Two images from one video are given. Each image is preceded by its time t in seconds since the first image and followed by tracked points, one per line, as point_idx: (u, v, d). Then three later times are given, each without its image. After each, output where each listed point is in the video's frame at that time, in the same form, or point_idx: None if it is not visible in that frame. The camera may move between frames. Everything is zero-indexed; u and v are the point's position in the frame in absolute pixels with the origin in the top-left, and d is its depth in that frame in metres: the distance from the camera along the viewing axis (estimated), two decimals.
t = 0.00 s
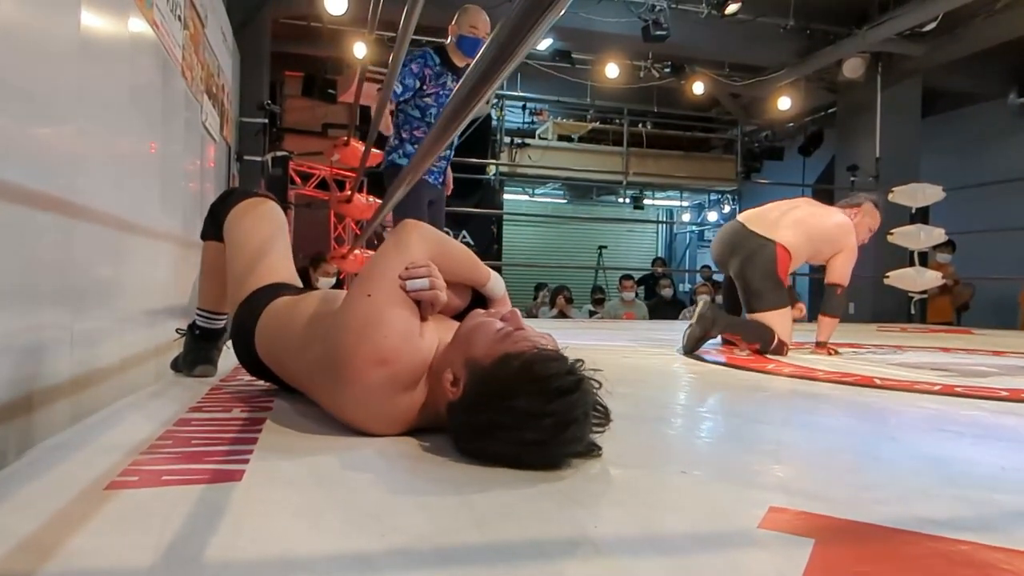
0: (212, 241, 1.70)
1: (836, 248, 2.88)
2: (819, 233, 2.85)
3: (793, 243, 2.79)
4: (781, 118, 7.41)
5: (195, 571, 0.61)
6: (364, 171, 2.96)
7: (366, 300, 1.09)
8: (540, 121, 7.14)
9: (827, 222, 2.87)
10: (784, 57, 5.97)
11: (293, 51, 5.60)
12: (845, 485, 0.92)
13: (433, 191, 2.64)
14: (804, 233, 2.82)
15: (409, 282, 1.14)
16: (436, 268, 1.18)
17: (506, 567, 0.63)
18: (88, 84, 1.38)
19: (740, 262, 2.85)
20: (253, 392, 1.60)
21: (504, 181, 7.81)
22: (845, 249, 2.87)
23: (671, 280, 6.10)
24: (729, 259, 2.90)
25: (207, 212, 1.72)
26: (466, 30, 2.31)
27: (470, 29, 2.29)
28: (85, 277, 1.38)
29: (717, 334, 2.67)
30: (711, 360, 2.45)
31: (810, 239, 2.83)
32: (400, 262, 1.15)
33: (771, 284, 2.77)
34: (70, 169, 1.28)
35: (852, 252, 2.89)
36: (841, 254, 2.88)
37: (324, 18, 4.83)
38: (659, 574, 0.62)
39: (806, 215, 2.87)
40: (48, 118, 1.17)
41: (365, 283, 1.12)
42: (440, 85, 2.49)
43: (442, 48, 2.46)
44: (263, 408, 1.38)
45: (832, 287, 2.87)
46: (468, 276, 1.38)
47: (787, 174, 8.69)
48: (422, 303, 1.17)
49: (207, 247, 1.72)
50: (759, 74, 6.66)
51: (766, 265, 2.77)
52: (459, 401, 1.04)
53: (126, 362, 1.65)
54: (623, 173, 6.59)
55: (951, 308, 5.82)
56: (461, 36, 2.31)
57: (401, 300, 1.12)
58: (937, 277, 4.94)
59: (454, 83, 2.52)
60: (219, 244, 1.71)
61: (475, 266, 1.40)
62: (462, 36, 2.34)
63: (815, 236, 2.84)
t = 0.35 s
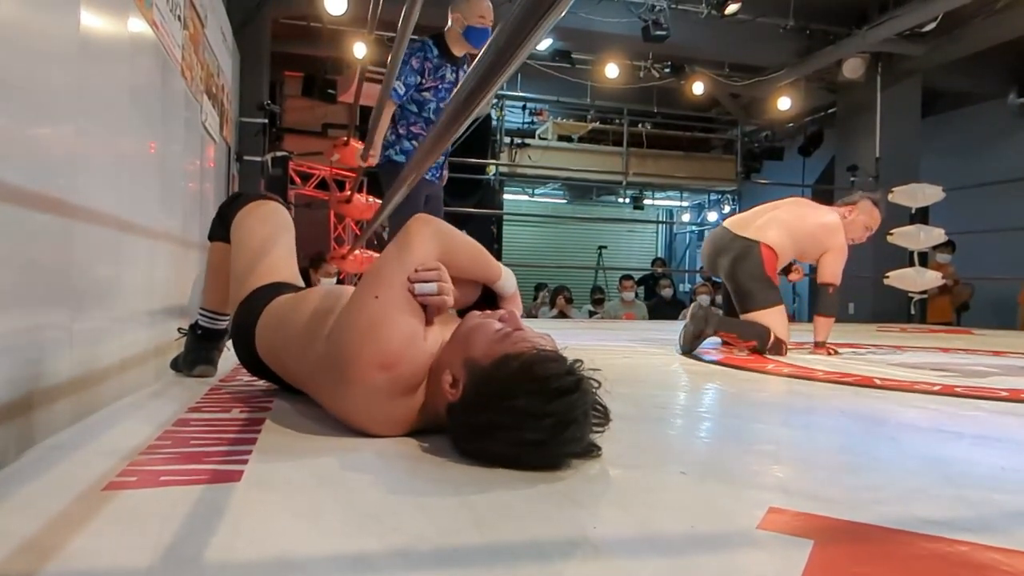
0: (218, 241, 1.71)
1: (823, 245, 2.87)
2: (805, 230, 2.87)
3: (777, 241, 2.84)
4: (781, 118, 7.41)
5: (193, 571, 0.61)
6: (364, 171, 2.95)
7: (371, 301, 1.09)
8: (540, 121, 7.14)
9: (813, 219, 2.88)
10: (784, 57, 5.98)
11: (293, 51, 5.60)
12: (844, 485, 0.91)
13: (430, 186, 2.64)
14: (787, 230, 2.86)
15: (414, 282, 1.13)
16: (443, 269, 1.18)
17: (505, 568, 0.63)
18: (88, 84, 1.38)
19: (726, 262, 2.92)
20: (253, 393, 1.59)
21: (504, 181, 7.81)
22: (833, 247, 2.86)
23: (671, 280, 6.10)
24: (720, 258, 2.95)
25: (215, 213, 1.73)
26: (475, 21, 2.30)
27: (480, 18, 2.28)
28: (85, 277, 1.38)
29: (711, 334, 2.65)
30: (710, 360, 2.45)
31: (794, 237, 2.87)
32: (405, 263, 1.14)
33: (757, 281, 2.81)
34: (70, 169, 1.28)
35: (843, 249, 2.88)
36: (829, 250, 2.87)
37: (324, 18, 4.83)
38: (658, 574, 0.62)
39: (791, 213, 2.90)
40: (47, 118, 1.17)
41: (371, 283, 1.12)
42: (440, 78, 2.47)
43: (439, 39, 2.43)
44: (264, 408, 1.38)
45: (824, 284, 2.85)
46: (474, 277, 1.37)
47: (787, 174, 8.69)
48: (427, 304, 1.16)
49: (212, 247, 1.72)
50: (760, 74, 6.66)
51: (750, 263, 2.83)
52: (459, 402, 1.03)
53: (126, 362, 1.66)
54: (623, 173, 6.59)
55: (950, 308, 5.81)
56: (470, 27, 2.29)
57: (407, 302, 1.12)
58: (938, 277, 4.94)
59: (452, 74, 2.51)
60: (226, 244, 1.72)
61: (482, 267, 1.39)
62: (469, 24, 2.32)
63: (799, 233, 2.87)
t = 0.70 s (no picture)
0: (221, 242, 1.72)
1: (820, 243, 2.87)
2: (801, 229, 2.88)
3: (774, 240, 2.84)
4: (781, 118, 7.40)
5: (191, 571, 0.61)
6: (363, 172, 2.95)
7: (370, 302, 1.09)
8: (540, 121, 7.14)
9: (810, 219, 2.88)
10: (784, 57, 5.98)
11: (293, 51, 5.60)
12: (841, 486, 0.91)
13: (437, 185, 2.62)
14: (783, 229, 2.87)
15: (415, 284, 1.13)
16: (444, 270, 1.17)
17: (504, 569, 0.63)
18: (87, 83, 1.38)
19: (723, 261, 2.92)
20: (252, 393, 1.59)
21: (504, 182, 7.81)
22: (830, 246, 2.86)
23: (671, 280, 6.10)
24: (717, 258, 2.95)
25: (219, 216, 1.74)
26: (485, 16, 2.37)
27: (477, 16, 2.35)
28: (84, 277, 1.38)
29: (711, 334, 2.65)
30: (709, 360, 2.45)
31: (790, 236, 2.87)
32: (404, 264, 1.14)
33: (754, 281, 2.80)
34: (70, 169, 1.28)
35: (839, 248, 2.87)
36: (826, 249, 2.86)
37: (324, 18, 4.83)
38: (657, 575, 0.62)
39: (787, 212, 2.90)
40: (47, 118, 1.17)
41: (371, 284, 1.11)
42: (445, 73, 2.47)
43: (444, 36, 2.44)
44: (263, 409, 1.38)
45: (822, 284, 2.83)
46: (473, 278, 1.37)
47: (787, 175, 8.69)
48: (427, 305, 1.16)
49: (215, 248, 1.73)
50: (760, 74, 6.65)
51: (747, 262, 2.82)
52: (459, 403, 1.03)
53: (126, 362, 1.65)
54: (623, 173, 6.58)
55: (950, 308, 5.82)
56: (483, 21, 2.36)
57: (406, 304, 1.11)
58: (938, 277, 4.93)
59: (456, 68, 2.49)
60: (229, 245, 1.72)
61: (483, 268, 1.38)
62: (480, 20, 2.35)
63: (796, 232, 2.87)
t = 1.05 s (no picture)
0: (204, 244, 1.68)
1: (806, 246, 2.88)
2: (787, 232, 2.89)
3: (760, 243, 2.85)
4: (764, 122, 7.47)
5: None
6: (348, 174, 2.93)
7: (358, 299, 1.07)
8: (526, 124, 7.15)
9: (797, 222, 2.90)
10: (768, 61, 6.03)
11: (278, 54, 5.56)
12: (829, 486, 0.91)
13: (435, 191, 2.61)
14: (770, 233, 2.88)
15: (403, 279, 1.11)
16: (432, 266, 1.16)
17: (490, 572, 0.62)
18: (67, 82, 1.36)
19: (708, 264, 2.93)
20: (234, 396, 1.57)
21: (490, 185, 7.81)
22: (816, 249, 2.87)
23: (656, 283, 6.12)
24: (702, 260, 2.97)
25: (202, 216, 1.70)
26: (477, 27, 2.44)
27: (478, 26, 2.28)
28: (63, 278, 1.35)
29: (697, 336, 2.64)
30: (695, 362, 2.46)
31: (775, 238, 2.89)
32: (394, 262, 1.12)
33: (740, 284, 2.82)
34: (49, 168, 1.25)
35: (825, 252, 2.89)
36: (812, 252, 2.87)
37: (309, 20, 4.81)
38: None
39: (773, 215, 2.91)
40: (25, 116, 1.15)
41: (359, 279, 1.09)
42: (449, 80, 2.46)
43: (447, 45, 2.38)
44: (244, 412, 1.36)
45: (806, 286, 2.85)
46: (459, 275, 1.35)
47: (770, 178, 8.77)
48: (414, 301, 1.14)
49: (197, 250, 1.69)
50: (743, 78, 6.70)
51: (733, 266, 2.84)
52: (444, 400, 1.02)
53: (106, 365, 1.63)
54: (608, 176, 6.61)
55: (931, 309, 5.85)
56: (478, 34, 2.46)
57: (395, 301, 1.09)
58: (920, 280, 4.99)
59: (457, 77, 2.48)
60: (212, 246, 1.69)
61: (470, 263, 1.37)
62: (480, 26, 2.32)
63: (783, 235, 2.88)
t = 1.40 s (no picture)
0: (167, 256, 1.68)
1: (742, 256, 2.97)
2: (723, 243, 2.98)
3: (697, 253, 2.94)
4: (708, 135, 7.68)
5: None
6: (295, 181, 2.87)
7: (325, 274, 1.05)
8: (476, 134, 7.16)
9: (732, 232, 2.99)
10: (712, 77, 6.21)
11: (224, 59, 5.44)
12: (776, 492, 0.93)
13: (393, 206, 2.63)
14: (708, 244, 2.96)
15: (374, 259, 1.09)
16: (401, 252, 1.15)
17: None
18: None
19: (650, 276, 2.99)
20: (173, 409, 1.51)
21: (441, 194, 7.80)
22: (751, 258, 2.97)
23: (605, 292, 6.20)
24: (643, 273, 3.02)
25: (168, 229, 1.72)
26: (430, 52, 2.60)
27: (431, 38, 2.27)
28: None
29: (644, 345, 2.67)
30: (644, 370, 2.50)
31: (712, 248, 2.97)
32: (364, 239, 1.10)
33: (683, 293, 2.88)
34: None
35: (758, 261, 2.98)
36: (748, 261, 2.96)
37: (255, 25, 4.72)
38: None
39: (709, 226, 2.99)
40: None
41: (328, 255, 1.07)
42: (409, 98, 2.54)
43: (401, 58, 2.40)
44: (182, 426, 1.30)
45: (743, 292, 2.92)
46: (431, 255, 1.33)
47: (715, 190, 9.01)
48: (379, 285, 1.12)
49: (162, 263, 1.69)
50: (689, 92, 6.87)
51: (673, 276, 2.90)
52: (406, 398, 1.00)
53: (34, 380, 1.55)
54: (558, 187, 6.67)
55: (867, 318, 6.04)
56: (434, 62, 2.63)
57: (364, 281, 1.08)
58: (856, 289, 5.18)
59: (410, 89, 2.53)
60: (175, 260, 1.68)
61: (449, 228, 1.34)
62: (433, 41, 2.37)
63: (719, 246, 2.97)
